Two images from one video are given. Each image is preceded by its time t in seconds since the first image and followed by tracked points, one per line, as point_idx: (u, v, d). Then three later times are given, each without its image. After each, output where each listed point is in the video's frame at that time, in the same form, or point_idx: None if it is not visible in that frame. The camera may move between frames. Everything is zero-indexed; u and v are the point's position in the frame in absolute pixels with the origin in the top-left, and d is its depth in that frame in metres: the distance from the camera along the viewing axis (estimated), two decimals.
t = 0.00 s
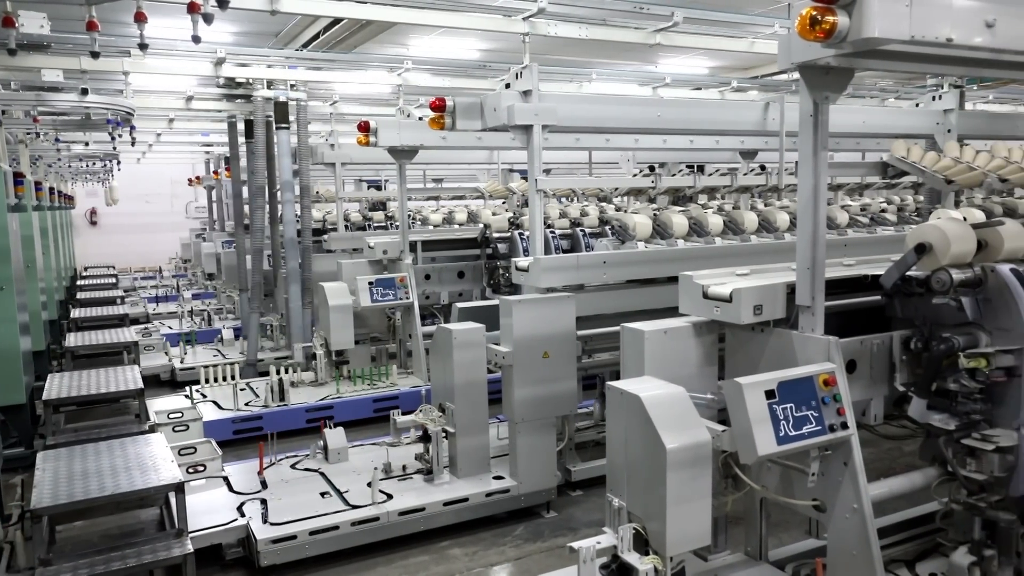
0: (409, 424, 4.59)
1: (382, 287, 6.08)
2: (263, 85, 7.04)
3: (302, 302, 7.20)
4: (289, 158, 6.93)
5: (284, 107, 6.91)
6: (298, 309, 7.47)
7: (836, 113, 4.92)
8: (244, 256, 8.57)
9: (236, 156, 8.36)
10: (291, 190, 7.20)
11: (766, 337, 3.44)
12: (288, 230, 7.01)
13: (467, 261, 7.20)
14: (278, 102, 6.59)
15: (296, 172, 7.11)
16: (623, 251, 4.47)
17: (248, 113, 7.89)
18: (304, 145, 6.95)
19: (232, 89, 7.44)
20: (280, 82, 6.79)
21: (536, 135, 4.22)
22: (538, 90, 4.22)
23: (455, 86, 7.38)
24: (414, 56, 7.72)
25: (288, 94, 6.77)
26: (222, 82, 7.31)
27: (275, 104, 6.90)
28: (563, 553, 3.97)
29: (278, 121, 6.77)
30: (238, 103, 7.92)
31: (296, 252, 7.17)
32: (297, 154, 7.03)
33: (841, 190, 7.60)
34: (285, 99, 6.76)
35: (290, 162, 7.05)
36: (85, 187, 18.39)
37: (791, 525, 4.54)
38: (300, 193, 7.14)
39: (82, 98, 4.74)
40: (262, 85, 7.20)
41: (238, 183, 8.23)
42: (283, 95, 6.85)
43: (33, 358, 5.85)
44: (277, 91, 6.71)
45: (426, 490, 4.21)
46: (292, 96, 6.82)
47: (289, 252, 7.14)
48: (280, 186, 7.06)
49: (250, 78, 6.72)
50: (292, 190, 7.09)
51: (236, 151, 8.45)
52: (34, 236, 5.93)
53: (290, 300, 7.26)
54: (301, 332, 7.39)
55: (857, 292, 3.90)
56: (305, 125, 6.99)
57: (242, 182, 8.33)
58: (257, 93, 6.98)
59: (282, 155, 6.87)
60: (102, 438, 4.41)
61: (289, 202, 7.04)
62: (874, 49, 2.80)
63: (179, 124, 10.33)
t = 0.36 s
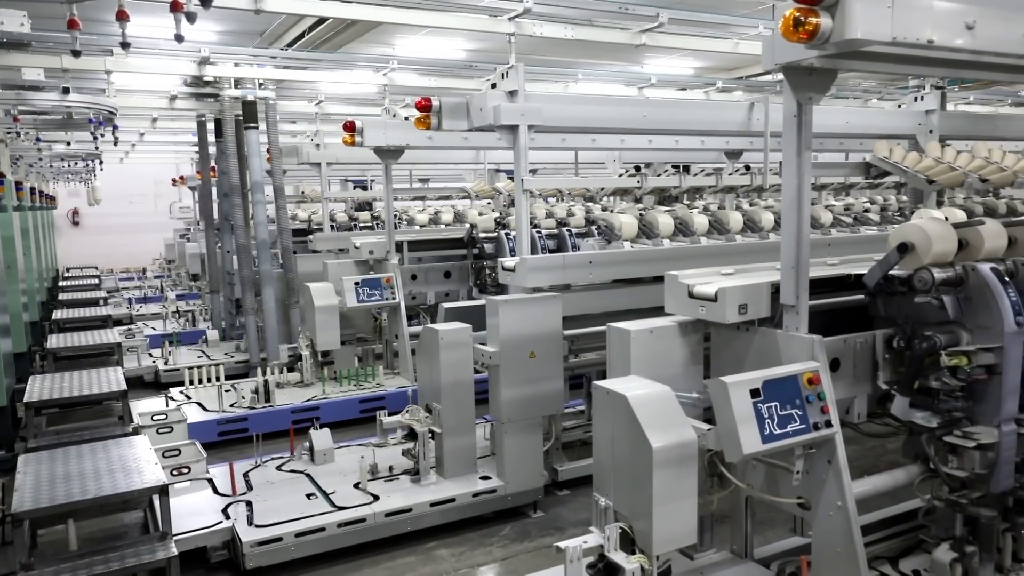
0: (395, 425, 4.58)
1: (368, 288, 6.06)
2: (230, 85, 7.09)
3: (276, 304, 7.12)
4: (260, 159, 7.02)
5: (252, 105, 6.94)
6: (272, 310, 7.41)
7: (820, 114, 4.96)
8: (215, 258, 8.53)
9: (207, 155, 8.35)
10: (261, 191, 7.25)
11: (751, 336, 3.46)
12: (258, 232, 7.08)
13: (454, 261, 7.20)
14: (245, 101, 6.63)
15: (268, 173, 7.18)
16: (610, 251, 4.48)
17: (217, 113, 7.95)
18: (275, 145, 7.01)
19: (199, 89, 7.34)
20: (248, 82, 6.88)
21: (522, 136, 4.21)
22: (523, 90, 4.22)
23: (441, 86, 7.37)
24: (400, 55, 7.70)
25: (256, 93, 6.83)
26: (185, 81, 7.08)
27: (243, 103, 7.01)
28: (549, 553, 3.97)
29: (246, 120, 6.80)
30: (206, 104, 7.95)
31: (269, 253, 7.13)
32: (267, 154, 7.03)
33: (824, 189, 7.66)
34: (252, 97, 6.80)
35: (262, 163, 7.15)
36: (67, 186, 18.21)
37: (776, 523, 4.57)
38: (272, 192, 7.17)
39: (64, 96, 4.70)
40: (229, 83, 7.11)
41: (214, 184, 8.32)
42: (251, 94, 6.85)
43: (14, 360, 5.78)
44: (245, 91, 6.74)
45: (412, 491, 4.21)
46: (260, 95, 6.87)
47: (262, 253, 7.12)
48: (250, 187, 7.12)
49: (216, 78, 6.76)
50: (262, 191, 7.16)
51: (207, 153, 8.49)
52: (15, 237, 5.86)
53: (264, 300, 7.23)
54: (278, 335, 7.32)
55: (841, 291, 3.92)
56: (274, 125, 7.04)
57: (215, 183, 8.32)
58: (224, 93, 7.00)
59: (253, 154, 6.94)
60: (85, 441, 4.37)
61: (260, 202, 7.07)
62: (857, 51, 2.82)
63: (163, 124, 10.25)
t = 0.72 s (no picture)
0: (375, 426, 4.56)
1: (347, 288, 6.02)
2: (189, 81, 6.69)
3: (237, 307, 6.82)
4: (220, 159, 6.66)
5: (212, 104, 6.58)
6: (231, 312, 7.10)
7: (797, 114, 5.00)
8: (174, 259, 8.22)
9: (168, 156, 8.01)
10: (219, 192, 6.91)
11: (728, 335, 3.48)
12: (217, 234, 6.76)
13: (434, 261, 7.18)
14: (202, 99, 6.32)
15: (226, 173, 6.87)
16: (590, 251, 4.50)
17: (163, 110, 7.58)
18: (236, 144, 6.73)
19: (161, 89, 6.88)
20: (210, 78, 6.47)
21: (501, 135, 4.21)
22: (503, 90, 4.22)
23: (420, 86, 7.33)
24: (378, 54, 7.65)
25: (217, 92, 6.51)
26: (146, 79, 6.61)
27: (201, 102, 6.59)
28: (530, 552, 3.98)
29: (205, 118, 6.47)
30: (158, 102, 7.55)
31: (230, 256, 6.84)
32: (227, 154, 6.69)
33: (801, 189, 7.73)
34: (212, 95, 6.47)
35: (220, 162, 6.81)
36: (39, 187, 17.90)
37: (754, 520, 4.62)
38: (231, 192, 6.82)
39: (35, 96, 4.61)
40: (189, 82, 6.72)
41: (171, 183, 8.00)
42: (211, 92, 6.52)
43: None
44: (203, 88, 6.40)
45: (392, 492, 4.19)
46: (221, 93, 6.56)
47: (220, 256, 6.80)
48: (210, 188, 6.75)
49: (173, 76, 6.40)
50: (223, 192, 6.77)
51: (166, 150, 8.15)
52: None
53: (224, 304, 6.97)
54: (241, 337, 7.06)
55: (817, 290, 3.97)
56: (235, 123, 6.71)
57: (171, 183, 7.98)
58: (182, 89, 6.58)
59: (213, 154, 6.61)
60: (58, 445, 4.29)
61: (220, 203, 6.73)
62: (832, 51, 2.85)
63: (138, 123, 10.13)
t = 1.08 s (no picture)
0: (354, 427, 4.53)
1: (325, 289, 5.98)
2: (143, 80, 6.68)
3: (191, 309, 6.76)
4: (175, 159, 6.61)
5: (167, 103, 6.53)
6: (186, 313, 7.04)
7: (772, 115, 5.05)
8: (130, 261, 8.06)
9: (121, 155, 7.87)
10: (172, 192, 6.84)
11: (706, 334, 3.51)
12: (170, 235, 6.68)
13: (412, 261, 7.16)
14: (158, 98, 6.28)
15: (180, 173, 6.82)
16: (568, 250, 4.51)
17: (117, 109, 7.21)
18: (191, 146, 6.67)
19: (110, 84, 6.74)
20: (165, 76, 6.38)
21: (479, 135, 4.21)
22: (480, 90, 4.21)
23: (398, 85, 7.31)
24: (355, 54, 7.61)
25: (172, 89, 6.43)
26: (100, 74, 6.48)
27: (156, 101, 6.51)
28: (509, 552, 3.98)
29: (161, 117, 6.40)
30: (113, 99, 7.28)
31: (183, 258, 6.81)
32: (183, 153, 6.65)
33: (776, 189, 7.81)
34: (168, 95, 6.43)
35: (174, 162, 6.77)
36: (10, 187, 17.59)
37: (731, 517, 4.66)
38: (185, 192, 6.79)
39: (5, 94, 4.53)
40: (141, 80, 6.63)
41: (126, 186, 7.72)
42: (166, 91, 6.47)
43: None
44: (159, 87, 6.36)
45: (371, 493, 4.17)
46: (176, 92, 6.53)
47: (174, 258, 6.75)
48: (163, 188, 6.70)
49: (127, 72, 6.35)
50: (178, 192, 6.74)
51: (122, 148, 7.83)
52: None
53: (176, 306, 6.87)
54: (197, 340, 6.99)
55: (792, 289, 4.00)
56: (191, 123, 6.69)
57: (126, 185, 7.75)
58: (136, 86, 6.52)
59: (167, 154, 6.54)
60: (30, 449, 4.21)
61: (174, 203, 6.67)
62: (806, 53, 2.89)
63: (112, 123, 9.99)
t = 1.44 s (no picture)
0: (332, 428, 4.50)
1: (302, 290, 5.94)
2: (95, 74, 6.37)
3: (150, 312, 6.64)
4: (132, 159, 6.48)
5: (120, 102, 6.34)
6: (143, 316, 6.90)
7: (748, 115, 5.10)
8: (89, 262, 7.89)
9: (79, 154, 7.71)
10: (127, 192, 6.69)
11: (683, 333, 3.53)
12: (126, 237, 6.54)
13: (390, 262, 7.13)
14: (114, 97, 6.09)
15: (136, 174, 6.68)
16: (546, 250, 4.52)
17: (72, 108, 7.06)
18: (148, 145, 6.56)
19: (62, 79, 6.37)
20: (118, 74, 6.26)
21: (457, 135, 4.19)
22: (458, 90, 4.20)
23: (376, 85, 7.26)
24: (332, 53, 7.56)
25: (126, 88, 6.27)
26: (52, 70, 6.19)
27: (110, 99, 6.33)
28: (489, 552, 3.98)
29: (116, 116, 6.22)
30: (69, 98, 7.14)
31: (140, 259, 6.66)
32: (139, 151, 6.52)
33: (752, 189, 7.87)
34: (122, 93, 6.27)
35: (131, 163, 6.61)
36: None
37: (709, 514, 4.69)
38: (142, 193, 6.72)
39: None
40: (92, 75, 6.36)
41: (83, 186, 7.60)
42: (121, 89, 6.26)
43: None
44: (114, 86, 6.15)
45: (350, 495, 4.15)
46: (131, 90, 6.34)
47: (131, 259, 6.60)
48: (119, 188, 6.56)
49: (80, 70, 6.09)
50: (134, 192, 6.62)
51: (78, 148, 7.69)
52: None
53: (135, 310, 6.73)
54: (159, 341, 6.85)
55: (768, 288, 4.03)
56: (147, 122, 6.56)
57: (83, 185, 7.62)
58: (89, 84, 6.22)
59: (122, 154, 6.41)
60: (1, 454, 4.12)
61: (130, 203, 6.54)
62: (781, 54, 2.92)
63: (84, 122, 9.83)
